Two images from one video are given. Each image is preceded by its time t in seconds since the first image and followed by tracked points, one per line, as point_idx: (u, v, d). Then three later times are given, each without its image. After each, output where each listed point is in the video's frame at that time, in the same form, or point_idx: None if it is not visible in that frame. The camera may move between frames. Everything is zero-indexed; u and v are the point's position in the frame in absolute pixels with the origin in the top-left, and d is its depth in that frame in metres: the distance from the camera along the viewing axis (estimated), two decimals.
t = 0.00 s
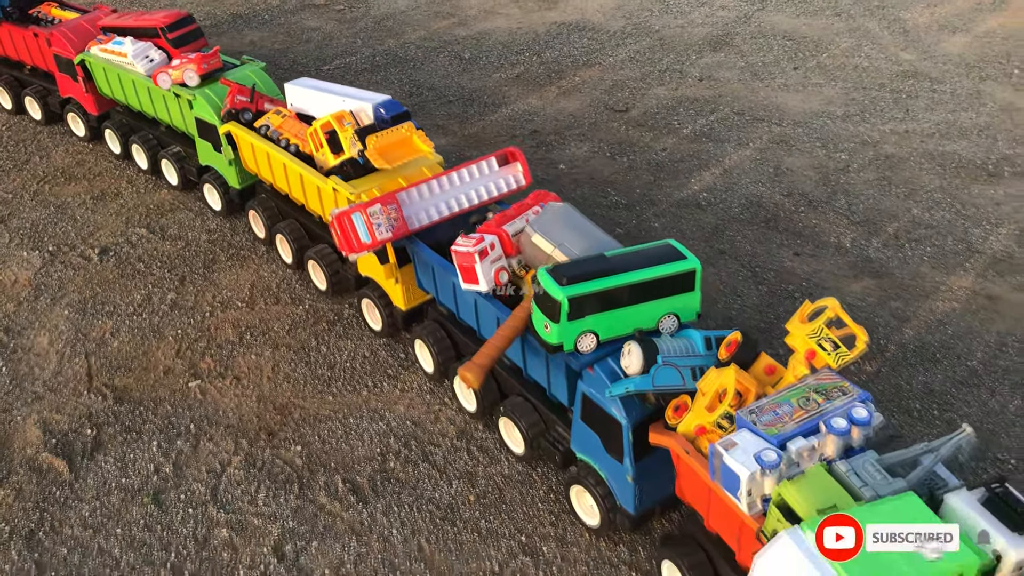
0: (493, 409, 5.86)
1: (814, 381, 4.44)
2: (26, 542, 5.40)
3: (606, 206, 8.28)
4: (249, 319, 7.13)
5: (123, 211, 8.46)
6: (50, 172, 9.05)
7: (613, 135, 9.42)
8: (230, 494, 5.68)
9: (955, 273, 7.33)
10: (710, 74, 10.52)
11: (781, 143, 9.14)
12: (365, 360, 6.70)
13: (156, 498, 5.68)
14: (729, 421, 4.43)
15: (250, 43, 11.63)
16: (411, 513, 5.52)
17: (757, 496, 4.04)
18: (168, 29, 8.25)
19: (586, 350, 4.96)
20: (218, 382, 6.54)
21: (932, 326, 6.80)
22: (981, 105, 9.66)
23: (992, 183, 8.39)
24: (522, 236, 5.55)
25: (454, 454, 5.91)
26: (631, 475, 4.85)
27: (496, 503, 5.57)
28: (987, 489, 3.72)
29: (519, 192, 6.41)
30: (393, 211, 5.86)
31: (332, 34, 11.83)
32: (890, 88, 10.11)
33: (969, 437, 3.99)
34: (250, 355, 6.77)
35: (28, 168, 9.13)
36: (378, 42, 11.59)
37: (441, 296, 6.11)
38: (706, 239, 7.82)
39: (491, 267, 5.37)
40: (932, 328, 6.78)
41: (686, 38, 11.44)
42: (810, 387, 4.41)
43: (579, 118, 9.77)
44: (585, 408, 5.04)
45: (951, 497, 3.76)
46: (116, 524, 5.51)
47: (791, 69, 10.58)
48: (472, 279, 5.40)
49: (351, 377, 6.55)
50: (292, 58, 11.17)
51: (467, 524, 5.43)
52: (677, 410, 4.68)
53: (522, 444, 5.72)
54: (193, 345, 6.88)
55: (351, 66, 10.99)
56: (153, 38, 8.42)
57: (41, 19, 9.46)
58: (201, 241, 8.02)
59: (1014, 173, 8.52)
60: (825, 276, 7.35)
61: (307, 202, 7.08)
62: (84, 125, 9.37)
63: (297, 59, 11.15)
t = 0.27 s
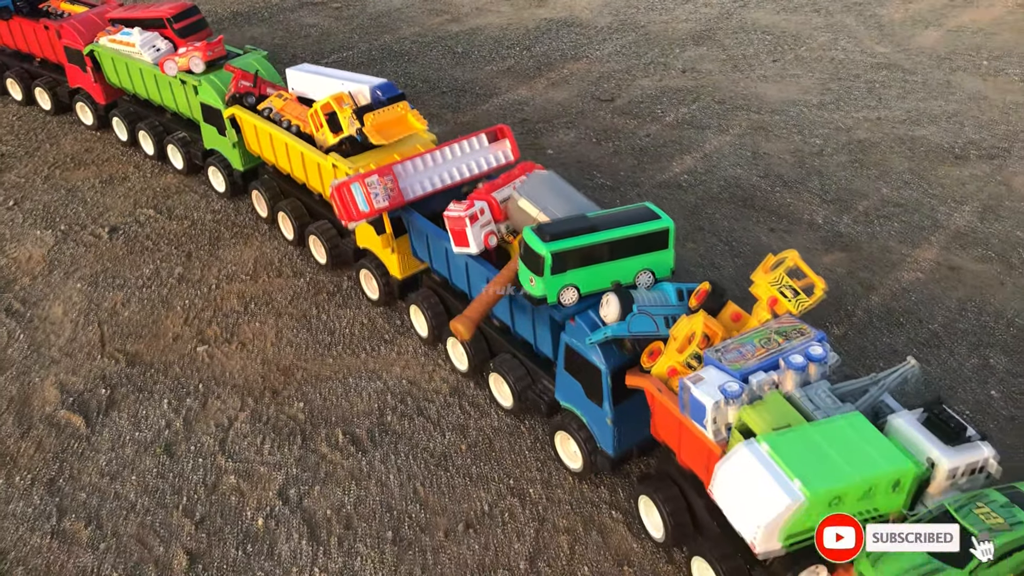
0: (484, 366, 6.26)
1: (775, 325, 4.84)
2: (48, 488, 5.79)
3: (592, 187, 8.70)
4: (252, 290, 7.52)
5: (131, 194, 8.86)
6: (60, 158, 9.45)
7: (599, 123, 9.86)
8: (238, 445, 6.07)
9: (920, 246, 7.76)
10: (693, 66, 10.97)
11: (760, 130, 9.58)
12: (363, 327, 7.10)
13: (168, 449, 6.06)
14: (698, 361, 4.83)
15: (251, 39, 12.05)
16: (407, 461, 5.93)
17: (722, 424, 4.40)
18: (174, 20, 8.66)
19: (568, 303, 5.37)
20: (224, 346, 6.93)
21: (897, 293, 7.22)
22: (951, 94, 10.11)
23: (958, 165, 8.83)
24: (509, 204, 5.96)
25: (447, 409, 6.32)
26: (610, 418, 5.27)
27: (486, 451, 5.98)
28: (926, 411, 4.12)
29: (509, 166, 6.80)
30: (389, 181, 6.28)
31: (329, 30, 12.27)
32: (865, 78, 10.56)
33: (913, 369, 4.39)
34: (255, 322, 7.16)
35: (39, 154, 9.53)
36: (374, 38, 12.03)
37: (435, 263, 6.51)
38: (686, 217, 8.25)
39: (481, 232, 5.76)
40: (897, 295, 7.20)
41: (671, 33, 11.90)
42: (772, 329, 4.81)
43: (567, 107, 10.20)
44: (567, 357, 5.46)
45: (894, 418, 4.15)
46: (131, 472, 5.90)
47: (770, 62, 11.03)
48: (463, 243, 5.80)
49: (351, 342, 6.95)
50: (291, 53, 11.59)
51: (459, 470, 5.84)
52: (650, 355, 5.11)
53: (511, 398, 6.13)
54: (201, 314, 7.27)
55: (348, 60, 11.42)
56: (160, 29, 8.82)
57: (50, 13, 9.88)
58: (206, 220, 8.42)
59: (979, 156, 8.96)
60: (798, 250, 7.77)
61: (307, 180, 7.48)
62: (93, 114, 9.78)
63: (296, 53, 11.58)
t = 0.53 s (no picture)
0: (464, 327, 6.65)
1: (729, 276, 5.22)
2: (52, 439, 6.15)
3: (570, 166, 9.10)
4: (245, 261, 7.90)
5: (128, 174, 9.23)
6: (59, 141, 9.81)
7: (578, 107, 10.26)
8: (231, 400, 6.44)
9: (880, 219, 8.17)
10: (671, 55, 11.38)
11: (732, 113, 9.99)
12: (350, 294, 7.48)
13: (165, 403, 6.43)
14: (656, 307, 5.22)
15: (243, 29, 12.43)
16: (391, 414, 6.32)
17: (677, 363, 4.77)
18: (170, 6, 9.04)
19: (540, 261, 5.76)
20: (218, 312, 7.30)
21: (856, 262, 7.63)
22: (916, 80, 10.54)
23: (919, 145, 9.25)
24: (486, 172, 6.32)
25: (429, 367, 6.72)
26: (578, 367, 5.66)
27: (465, 405, 6.38)
28: (860, 344, 4.51)
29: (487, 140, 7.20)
30: (373, 152, 6.66)
31: (319, 21, 12.65)
32: (835, 65, 10.99)
33: (852, 312, 4.78)
34: (247, 290, 7.54)
35: (38, 137, 9.89)
36: (363, 28, 12.42)
37: (418, 231, 6.89)
38: (659, 193, 8.65)
39: (460, 197, 6.13)
40: (856, 264, 7.61)
41: (650, 24, 12.31)
42: (725, 280, 5.20)
43: (548, 93, 10.60)
44: (540, 312, 5.84)
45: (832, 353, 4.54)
46: (131, 424, 6.26)
47: (744, 50, 11.45)
48: (443, 208, 6.16)
49: (338, 308, 7.33)
50: (282, 42, 11.97)
51: (440, 422, 6.24)
52: (616, 307, 5.49)
53: (489, 356, 6.52)
54: (195, 283, 7.64)
55: (337, 48, 11.80)
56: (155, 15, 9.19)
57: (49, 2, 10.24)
58: (201, 198, 8.80)
59: (940, 137, 9.38)
60: (764, 223, 8.18)
61: (297, 156, 7.85)
62: (90, 99, 10.14)
63: (287, 42, 11.96)
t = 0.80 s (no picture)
0: (446, 299, 6.92)
1: (694, 246, 5.52)
2: (50, 403, 6.41)
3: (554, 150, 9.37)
4: (237, 239, 8.16)
5: (123, 156, 9.49)
6: (56, 124, 10.06)
7: (563, 95, 10.53)
8: (222, 368, 6.70)
9: (851, 202, 8.46)
10: (654, 45, 11.66)
11: (712, 101, 10.28)
12: (337, 270, 7.75)
13: (159, 371, 6.69)
14: (625, 275, 5.49)
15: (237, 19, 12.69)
16: (375, 382, 6.59)
17: (644, 325, 5.04)
18: None
19: (517, 234, 6.02)
20: (210, 286, 7.56)
21: (826, 242, 7.92)
22: (892, 70, 10.83)
23: (892, 132, 9.54)
24: (468, 150, 6.59)
25: (413, 338, 6.99)
26: (553, 335, 5.93)
27: (447, 374, 6.66)
28: (812, 305, 4.81)
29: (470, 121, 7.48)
30: (360, 131, 6.93)
31: (311, 11, 12.91)
32: (813, 56, 11.27)
33: (808, 277, 5.06)
34: (238, 266, 7.80)
35: (36, 121, 10.14)
36: (354, 18, 12.68)
37: (403, 209, 7.17)
38: (639, 177, 8.92)
39: (442, 173, 6.38)
40: (826, 243, 7.90)
41: (635, 15, 12.59)
42: (691, 250, 5.50)
43: (534, 81, 10.87)
44: (517, 282, 6.12)
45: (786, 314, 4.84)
46: (125, 390, 6.52)
47: (726, 41, 11.72)
48: (426, 184, 6.42)
49: (326, 283, 7.59)
50: (275, 31, 12.23)
51: (423, 389, 6.52)
52: (588, 276, 5.75)
53: (470, 327, 6.79)
54: (188, 259, 7.90)
55: (329, 37, 12.06)
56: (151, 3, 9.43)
57: None
58: (194, 179, 9.06)
59: (912, 125, 9.67)
60: (739, 205, 8.46)
61: (287, 137, 8.12)
62: (86, 84, 10.39)
63: (280, 31, 12.22)
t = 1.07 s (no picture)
0: (437, 279, 7.16)
1: (674, 223, 5.73)
2: (54, 375, 6.65)
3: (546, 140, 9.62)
4: (236, 222, 8.40)
5: (126, 143, 9.73)
6: (61, 112, 10.31)
7: (556, 87, 10.78)
8: (221, 342, 6.94)
9: (834, 190, 8.70)
10: (647, 40, 11.91)
11: (702, 94, 10.53)
12: (333, 252, 7.99)
13: (159, 345, 6.92)
14: (608, 251, 5.69)
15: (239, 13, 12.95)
16: (368, 356, 6.83)
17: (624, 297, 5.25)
18: None
19: (506, 213, 6.26)
20: (210, 266, 7.80)
21: (808, 228, 8.16)
22: (878, 66, 11.07)
23: (876, 125, 9.78)
24: (459, 133, 6.82)
25: (405, 316, 7.23)
26: (539, 310, 6.16)
27: (438, 349, 6.91)
28: (783, 278, 5.03)
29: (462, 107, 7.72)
30: (355, 116, 7.16)
31: (311, 5, 13.17)
32: (802, 51, 11.52)
33: (781, 253, 5.28)
34: (237, 247, 8.04)
35: (41, 109, 10.39)
36: (354, 12, 12.93)
37: (397, 191, 7.40)
38: (628, 165, 9.17)
39: (434, 156, 6.62)
40: (808, 230, 8.14)
41: (629, 12, 12.84)
42: (671, 227, 5.72)
43: (528, 73, 11.12)
44: (505, 260, 6.34)
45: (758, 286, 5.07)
46: (126, 362, 6.76)
47: (717, 37, 11.97)
48: (418, 166, 6.65)
49: (322, 264, 7.83)
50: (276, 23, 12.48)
51: (414, 363, 6.77)
52: (572, 253, 5.95)
53: (460, 305, 7.03)
54: (188, 240, 8.14)
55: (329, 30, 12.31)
56: None
57: None
58: (195, 165, 9.30)
59: (896, 118, 9.92)
60: (725, 192, 8.70)
61: (284, 124, 8.35)
62: (91, 73, 10.64)
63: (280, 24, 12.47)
